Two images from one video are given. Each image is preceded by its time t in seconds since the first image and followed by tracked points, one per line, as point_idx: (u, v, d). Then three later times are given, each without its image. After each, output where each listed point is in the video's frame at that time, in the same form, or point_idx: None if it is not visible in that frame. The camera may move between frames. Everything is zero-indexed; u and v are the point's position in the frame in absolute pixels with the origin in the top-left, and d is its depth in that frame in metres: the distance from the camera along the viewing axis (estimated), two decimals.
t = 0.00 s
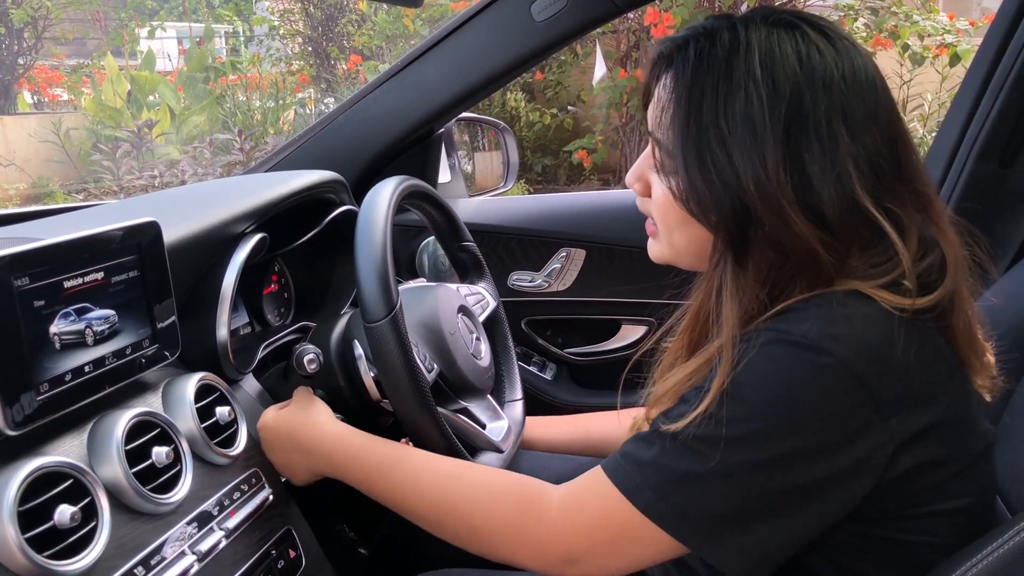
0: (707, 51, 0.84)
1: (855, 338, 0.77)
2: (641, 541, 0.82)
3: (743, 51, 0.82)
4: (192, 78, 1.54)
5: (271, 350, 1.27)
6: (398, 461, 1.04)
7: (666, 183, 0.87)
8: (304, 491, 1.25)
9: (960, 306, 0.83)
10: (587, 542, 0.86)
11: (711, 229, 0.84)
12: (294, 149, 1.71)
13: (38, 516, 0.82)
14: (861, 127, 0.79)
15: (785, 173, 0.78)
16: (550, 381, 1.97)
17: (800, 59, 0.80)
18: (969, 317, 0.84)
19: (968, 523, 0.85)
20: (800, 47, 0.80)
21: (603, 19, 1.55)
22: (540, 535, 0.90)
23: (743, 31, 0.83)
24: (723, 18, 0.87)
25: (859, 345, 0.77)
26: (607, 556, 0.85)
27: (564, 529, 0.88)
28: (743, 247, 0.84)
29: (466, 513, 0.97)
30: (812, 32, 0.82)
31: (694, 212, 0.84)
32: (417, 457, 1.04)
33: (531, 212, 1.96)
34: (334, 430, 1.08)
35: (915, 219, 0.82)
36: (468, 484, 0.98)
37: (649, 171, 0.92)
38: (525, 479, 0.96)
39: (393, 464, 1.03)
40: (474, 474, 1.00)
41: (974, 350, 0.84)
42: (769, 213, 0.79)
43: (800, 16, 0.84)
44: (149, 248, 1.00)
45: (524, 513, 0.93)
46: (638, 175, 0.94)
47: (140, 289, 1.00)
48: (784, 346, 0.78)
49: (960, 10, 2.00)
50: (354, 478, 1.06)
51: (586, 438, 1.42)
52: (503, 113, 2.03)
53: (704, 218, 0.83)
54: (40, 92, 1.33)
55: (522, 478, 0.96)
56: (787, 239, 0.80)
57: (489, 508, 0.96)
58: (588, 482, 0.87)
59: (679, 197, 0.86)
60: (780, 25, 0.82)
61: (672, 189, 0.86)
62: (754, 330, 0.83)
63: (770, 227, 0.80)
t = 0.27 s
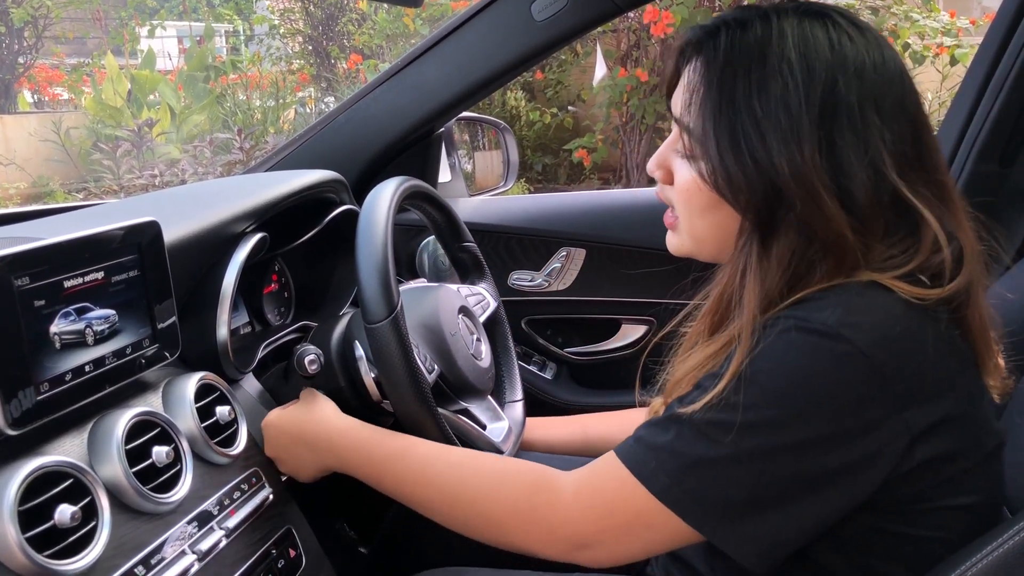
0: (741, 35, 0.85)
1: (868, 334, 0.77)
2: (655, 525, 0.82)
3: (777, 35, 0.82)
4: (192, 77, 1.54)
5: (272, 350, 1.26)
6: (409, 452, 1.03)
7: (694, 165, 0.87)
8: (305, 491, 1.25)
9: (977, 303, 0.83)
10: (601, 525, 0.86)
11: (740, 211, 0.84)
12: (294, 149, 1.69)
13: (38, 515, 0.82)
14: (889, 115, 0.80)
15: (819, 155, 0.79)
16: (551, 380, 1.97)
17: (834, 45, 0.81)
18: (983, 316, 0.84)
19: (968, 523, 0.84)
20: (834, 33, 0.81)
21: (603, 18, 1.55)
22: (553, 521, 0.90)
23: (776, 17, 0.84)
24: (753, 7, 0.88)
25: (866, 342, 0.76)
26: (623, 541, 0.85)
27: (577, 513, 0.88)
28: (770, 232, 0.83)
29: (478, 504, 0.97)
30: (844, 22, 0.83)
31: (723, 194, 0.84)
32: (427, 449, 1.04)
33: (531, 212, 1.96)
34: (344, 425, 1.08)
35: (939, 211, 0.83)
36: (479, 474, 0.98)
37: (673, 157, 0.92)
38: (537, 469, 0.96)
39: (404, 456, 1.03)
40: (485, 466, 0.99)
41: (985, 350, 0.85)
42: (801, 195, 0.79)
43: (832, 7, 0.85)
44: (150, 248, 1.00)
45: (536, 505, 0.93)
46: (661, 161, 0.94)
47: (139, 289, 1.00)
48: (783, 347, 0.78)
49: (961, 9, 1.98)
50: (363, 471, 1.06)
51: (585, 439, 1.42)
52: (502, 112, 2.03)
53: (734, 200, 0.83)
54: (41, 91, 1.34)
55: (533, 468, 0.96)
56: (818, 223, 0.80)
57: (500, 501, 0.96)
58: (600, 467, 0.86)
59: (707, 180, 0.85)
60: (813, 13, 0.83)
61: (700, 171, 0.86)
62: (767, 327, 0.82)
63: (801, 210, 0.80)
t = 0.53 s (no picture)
0: (767, 20, 0.86)
1: (874, 332, 0.76)
2: (657, 524, 0.82)
3: (804, 22, 0.83)
4: (193, 77, 1.54)
5: (272, 350, 1.26)
6: (414, 447, 1.03)
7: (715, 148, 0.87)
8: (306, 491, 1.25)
9: (983, 300, 0.84)
10: (606, 514, 0.85)
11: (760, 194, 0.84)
12: (294, 149, 1.69)
13: (38, 515, 0.82)
14: (911, 105, 0.82)
15: (841, 139, 0.80)
16: (550, 380, 1.96)
17: (859, 34, 0.82)
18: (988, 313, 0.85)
19: (968, 524, 0.84)
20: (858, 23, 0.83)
21: (603, 18, 1.56)
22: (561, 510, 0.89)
23: (802, 6, 0.85)
24: None
25: (868, 341, 0.76)
26: (628, 535, 0.84)
27: (584, 501, 0.87)
28: (788, 218, 0.84)
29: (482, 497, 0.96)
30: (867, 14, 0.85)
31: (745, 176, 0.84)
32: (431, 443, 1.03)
33: (531, 211, 1.96)
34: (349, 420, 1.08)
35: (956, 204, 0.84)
36: (482, 465, 0.98)
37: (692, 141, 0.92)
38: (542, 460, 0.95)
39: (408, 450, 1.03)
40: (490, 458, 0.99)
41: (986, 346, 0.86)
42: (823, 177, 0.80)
43: (856, 0, 0.87)
44: (150, 247, 1.01)
45: (541, 495, 0.92)
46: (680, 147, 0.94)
47: (140, 289, 1.00)
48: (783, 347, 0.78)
49: (960, 9, 1.94)
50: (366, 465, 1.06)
51: (585, 439, 1.41)
52: (502, 112, 2.04)
53: (755, 181, 0.84)
54: (41, 91, 1.34)
55: (538, 459, 0.95)
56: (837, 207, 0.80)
57: (503, 493, 0.95)
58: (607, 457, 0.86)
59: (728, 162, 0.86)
60: (839, 4, 0.85)
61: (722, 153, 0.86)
62: (769, 325, 0.82)
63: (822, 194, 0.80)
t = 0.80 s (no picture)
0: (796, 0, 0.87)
1: (873, 334, 0.76)
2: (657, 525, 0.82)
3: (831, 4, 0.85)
4: (193, 77, 1.54)
5: (271, 350, 1.26)
6: (420, 446, 1.02)
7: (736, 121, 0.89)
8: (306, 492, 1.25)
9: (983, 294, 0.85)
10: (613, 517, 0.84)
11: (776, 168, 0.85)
12: (294, 148, 1.69)
13: (38, 515, 0.82)
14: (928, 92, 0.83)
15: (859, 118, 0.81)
16: (551, 380, 1.95)
17: (885, 18, 0.84)
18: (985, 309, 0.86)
19: (966, 525, 0.84)
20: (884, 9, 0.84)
21: (603, 18, 1.55)
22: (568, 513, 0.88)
23: None
24: None
25: (869, 342, 0.76)
26: (633, 537, 0.84)
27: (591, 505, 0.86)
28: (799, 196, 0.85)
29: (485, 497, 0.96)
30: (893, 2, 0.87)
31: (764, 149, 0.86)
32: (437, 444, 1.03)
33: (531, 210, 1.96)
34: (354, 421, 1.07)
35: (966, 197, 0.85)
36: (488, 465, 0.97)
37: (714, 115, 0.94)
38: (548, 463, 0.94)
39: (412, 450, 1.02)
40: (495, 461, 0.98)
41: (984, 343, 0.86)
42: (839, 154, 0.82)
43: None
44: (150, 248, 1.01)
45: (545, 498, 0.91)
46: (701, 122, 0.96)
47: (140, 290, 1.00)
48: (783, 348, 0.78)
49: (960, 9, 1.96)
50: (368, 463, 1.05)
51: (584, 440, 1.42)
52: (502, 111, 2.04)
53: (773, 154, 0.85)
54: (41, 91, 1.34)
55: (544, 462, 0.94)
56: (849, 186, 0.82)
57: (506, 488, 0.95)
58: (614, 460, 0.85)
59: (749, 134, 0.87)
60: None
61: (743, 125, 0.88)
62: (770, 325, 0.82)
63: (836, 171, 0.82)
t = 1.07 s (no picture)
0: None
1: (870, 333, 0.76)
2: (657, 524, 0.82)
3: None
4: (192, 77, 1.53)
5: (271, 350, 1.26)
6: (429, 444, 1.01)
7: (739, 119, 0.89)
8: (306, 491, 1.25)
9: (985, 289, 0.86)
10: (620, 518, 0.84)
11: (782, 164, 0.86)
12: (294, 148, 1.69)
13: (38, 515, 0.82)
14: (930, 89, 0.84)
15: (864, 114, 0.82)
16: (551, 380, 1.95)
17: (886, 14, 0.84)
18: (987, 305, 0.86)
19: (966, 523, 0.84)
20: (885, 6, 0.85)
21: (602, 18, 1.56)
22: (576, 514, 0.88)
23: None
24: None
25: (869, 341, 0.76)
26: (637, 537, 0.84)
27: (600, 505, 0.86)
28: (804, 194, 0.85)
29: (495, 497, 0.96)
30: None
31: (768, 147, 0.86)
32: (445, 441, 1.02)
33: (531, 210, 1.96)
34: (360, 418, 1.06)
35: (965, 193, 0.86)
36: (496, 463, 0.97)
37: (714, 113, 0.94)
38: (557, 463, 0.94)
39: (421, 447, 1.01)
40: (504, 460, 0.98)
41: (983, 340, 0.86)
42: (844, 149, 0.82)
43: None
44: (150, 248, 1.00)
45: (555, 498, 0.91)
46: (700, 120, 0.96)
47: (139, 290, 1.00)
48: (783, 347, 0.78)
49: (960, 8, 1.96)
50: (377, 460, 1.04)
51: (584, 439, 1.41)
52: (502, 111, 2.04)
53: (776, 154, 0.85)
54: (41, 91, 1.33)
55: (552, 462, 0.94)
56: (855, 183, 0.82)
57: (514, 487, 0.94)
58: (620, 458, 0.85)
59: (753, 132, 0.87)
60: None
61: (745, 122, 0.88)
62: (770, 324, 0.82)
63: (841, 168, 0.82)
